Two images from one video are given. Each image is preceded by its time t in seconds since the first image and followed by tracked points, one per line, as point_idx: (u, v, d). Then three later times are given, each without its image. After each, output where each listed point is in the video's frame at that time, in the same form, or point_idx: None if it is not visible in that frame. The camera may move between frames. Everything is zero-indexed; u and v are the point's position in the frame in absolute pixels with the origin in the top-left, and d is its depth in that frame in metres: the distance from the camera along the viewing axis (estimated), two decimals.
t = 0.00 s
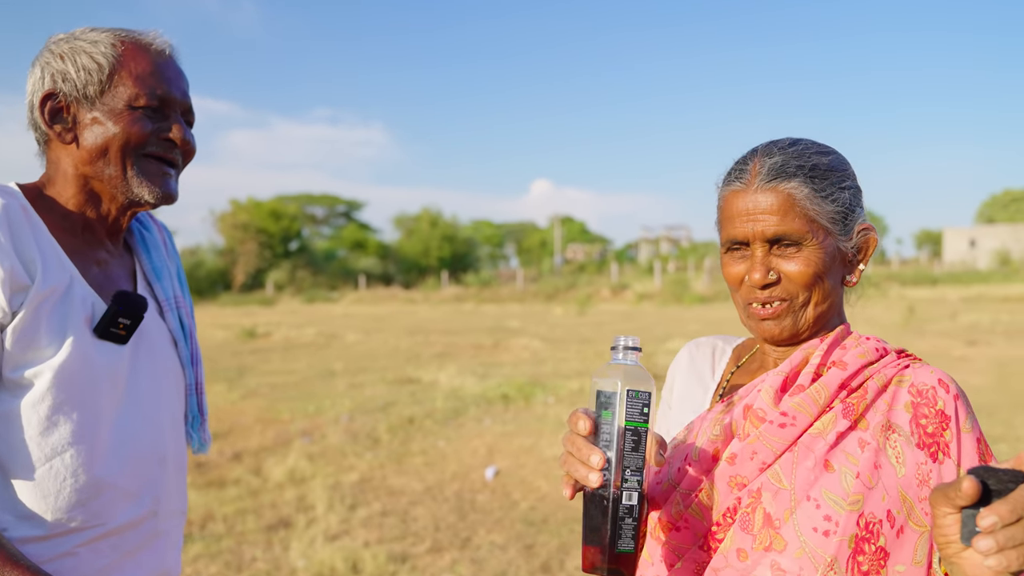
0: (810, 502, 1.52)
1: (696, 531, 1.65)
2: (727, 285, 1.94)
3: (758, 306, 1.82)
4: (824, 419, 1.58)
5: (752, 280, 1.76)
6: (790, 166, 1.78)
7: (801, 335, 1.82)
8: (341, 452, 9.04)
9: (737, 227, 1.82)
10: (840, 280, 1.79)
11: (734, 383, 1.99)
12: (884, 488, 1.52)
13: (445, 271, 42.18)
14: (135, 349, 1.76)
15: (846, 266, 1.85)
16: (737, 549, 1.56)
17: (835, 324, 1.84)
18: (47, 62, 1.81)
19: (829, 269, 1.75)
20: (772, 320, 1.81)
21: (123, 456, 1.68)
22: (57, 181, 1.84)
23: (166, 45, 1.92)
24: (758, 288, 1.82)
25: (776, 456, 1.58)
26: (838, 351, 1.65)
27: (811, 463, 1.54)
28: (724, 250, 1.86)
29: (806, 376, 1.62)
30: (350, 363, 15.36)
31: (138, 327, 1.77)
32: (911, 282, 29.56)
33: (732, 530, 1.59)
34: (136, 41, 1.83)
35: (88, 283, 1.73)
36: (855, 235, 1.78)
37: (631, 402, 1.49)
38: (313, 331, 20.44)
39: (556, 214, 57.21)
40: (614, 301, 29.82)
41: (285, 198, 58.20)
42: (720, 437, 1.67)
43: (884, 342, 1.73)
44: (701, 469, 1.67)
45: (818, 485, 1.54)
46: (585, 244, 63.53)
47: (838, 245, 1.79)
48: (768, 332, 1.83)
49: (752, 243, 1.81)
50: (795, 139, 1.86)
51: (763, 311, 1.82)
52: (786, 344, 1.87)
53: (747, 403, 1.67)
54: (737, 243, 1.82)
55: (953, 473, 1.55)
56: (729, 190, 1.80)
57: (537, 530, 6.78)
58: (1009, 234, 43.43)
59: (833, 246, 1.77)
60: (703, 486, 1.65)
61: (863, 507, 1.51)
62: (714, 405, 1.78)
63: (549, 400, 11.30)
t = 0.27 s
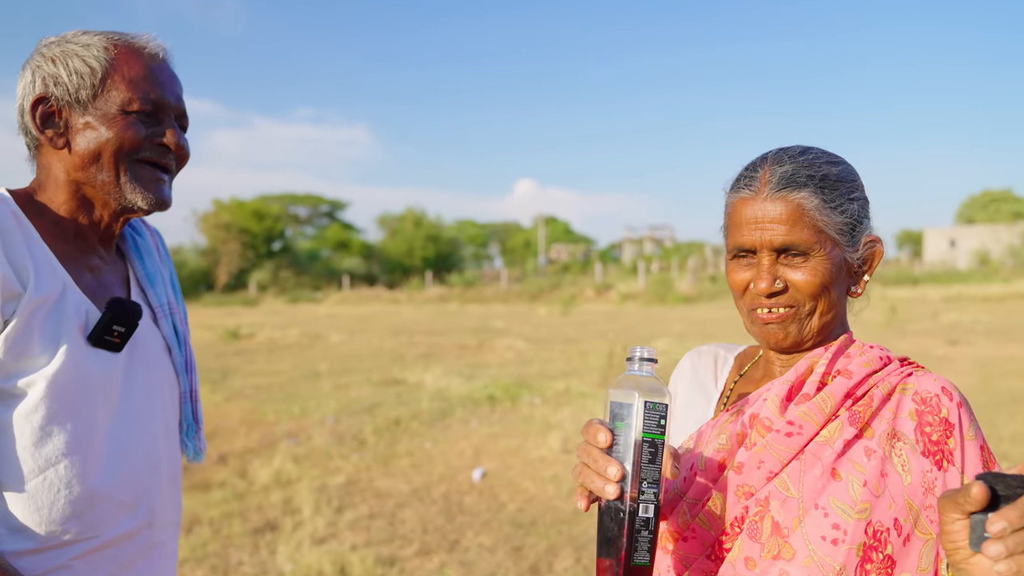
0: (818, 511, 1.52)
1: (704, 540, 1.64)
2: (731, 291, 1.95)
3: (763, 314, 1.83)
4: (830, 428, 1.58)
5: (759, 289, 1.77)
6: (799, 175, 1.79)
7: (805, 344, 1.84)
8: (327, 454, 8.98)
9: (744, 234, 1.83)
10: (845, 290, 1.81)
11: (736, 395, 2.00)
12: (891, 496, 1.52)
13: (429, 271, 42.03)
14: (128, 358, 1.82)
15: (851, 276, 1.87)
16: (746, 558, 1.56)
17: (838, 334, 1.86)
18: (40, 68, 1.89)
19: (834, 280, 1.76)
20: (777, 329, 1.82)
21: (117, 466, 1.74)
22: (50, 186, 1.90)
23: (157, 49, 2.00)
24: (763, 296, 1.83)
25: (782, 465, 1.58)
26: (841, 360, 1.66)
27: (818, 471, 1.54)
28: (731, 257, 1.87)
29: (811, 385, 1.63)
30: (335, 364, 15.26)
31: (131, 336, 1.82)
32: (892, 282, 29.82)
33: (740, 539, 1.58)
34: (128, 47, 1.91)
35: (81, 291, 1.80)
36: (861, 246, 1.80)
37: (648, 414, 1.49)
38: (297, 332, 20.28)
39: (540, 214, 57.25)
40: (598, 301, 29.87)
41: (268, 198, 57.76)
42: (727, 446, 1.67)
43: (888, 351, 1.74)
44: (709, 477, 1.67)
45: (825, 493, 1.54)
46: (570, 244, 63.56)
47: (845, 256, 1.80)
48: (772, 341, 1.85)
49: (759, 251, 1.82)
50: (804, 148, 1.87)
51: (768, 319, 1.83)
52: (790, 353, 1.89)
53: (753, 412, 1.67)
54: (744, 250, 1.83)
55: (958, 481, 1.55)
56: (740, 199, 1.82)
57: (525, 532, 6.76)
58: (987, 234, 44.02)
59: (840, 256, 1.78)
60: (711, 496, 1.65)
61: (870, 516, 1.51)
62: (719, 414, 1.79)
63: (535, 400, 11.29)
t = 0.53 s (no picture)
0: (829, 521, 1.51)
1: (714, 548, 1.63)
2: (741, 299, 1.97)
3: (776, 321, 1.85)
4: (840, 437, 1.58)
5: (772, 296, 1.79)
6: (809, 183, 1.82)
7: (818, 353, 1.85)
8: (315, 456, 8.93)
9: (755, 242, 1.85)
10: (857, 298, 1.83)
11: (744, 403, 2.00)
12: (901, 506, 1.53)
13: (416, 271, 41.92)
14: (126, 366, 1.84)
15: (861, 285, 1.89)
16: (756, 567, 1.55)
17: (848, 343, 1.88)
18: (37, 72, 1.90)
19: (846, 287, 1.78)
20: (791, 337, 1.84)
21: (114, 475, 1.77)
22: (45, 192, 1.92)
23: (154, 51, 2.01)
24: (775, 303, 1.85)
25: (793, 474, 1.58)
26: (851, 369, 1.66)
27: (828, 481, 1.54)
28: (742, 265, 1.89)
29: (821, 394, 1.62)
30: (322, 365, 15.18)
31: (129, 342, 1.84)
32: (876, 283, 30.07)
33: (750, 548, 1.58)
34: (125, 50, 1.93)
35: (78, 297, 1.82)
36: (872, 253, 1.82)
37: (666, 420, 1.49)
38: (283, 333, 20.15)
39: (527, 215, 57.28)
40: (586, 302, 29.91)
41: (253, 198, 57.40)
42: (737, 454, 1.66)
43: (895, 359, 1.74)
44: (719, 485, 1.66)
45: (835, 503, 1.53)
46: (556, 245, 63.64)
47: (856, 264, 1.82)
48: (785, 349, 1.86)
49: (770, 259, 1.84)
50: (813, 158, 1.90)
51: (780, 328, 1.85)
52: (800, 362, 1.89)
53: (762, 419, 1.67)
54: (755, 258, 1.85)
55: (967, 491, 1.56)
56: (753, 207, 1.84)
57: (515, 534, 6.75)
58: (970, 235, 44.48)
59: (852, 264, 1.80)
60: (721, 504, 1.64)
61: (881, 526, 1.51)
62: (728, 421, 1.79)
63: (524, 402, 11.28)
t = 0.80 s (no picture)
0: (839, 528, 1.53)
1: (726, 554, 1.64)
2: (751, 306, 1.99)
3: (788, 327, 1.87)
4: (850, 444, 1.59)
5: (781, 303, 1.81)
6: (817, 190, 1.84)
7: (831, 359, 1.87)
8: (311, 457, 8.91)
9: (764, 250, 1.87)
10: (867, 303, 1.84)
11: (754, 409, 2.01)
12: (911, 512, 1.54)
13: (409, 271, 41.86)
14: (132, 371, 1.84)
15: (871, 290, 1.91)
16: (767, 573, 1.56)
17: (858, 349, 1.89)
18: (49, 71, 1.89)
19: (857, 293, 1.80)
20: (805, 345, 1.85)
21: (120, 483, 1.76)
22: (51, 195, 1.91)
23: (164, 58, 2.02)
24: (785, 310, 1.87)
25: (802, 480, 1.59)
26: (859, 375, 1.67)
27: (838, 487, 1.55)
28: (752, 272, 1.91)
29: (830, 400, 1.63)
30: (316, 366, 15.15)
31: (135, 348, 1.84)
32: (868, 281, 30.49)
33: (761, 554, 1.59)
34: (139, 54, 1.93)
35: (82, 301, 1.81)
36: (881, 259, 1.84)
37: (682, 431, 1.50)
38: (277, 333, 20.10)
39: (520, 214, 57.28)
40: (579, 302, 29.95)
41: (246, 198, 57.29)
42: (747, 460, 1.67)
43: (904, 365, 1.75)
44: (730, 491, 1.67)
45: (846, 509, 1.54)
46: (550, 244, 63.64)
47: (865, 270, 1.84)
48: (798, 355, 1.87)
49: (780, 266, 1.86)
50: (820, 163, 1.92)
51: (793, 335, 1.87)
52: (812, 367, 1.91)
53: (772, 426, 1.68)
54: (765, 265, 1.87)
55: (975, 496, 1.57)
56: (762, 215, 1.86)
57: (512, 535, 6.75)
58: (961, 235, 44.74)
59: (861, 270, 1.82)
60: (731, 511, 1.65)
61: (892, 532, 1.52)
62: (737, 427, 1.80)
63: (519, 402, 11.29)
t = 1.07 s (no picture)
0: (838, 530, 1.55)
1: (728, 557, 1.66)
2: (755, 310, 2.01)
3: (790, 330, 1.89)
4: (849, 447, 1.62)
5: (786, 306, 1.84)
6: (821, 196, 1.87)
7: (833, 361, 1.89)
8: (308, 458, 8.92)
9: (769, 254, 1.90)
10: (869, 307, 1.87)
11: (755, 413, 2.04)
12: (908, 515, 1.56)
13: (405, 271, 41.85)
14: (140, 372, 1.86)
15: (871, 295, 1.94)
16: None
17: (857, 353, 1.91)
18: (87, 79, 1.94)
19: (859, 297, 1.82)
20: (808, 347, 1.88)
21: (129, 482, 1.78)
22: (74, 194, 1.94)
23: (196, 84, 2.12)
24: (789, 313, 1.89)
25: (803, 484, 1.62)
26: (858, 380, 1.69)
27: (837, 491, 1.58)
28: (755, 277, 1.94)
29: (830, 405, 1.66)
30: (312, 366, 15.15)
31: (143, 350, 1.86)
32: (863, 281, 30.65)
33: (762, 556, 1.61)
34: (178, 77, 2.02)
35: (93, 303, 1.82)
36: (882, 265, 1.87)
37: (691, 440, 1.53)
38: (273, 333, 20.09)
39: (516, 214, 57.29)
40: (575, 302, 29.97)
41: (242, 198, 57.19)
42: (748, 464, 1.69)
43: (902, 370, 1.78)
44: (731, 494, 1.69)
45: (845, 513, 1.57)
46: (545, 244, 63.67)
47: (867, 274, 1.87)
48: (801, 358, 1.90)
49: (785, 270, 1.89)
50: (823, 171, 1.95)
51: (796, 337, 1.89)
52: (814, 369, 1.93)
53: (772, 431, 1.70)
54: (769, 269, 1.90)
55: (972, 499, 1.60)
56: (766, 219, 1.90)
57: (510, 535, 6.78)
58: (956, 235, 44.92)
59: (863, 274, 1.85)
60: (732, 513, 1.67)
61: (889, 534, 1.54)
62: (738, 431, 1.82)
63: (516, 402, 11.31)
